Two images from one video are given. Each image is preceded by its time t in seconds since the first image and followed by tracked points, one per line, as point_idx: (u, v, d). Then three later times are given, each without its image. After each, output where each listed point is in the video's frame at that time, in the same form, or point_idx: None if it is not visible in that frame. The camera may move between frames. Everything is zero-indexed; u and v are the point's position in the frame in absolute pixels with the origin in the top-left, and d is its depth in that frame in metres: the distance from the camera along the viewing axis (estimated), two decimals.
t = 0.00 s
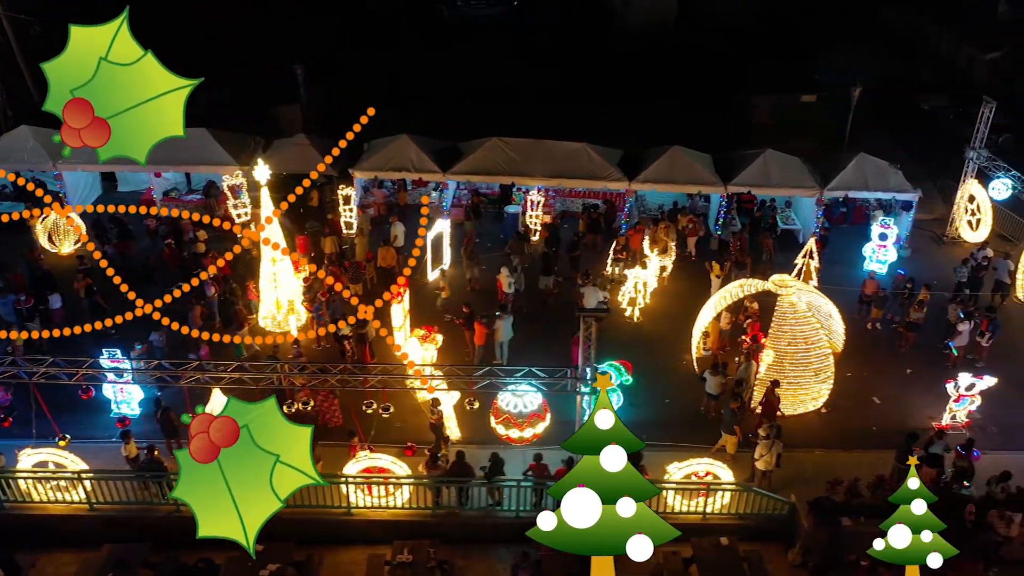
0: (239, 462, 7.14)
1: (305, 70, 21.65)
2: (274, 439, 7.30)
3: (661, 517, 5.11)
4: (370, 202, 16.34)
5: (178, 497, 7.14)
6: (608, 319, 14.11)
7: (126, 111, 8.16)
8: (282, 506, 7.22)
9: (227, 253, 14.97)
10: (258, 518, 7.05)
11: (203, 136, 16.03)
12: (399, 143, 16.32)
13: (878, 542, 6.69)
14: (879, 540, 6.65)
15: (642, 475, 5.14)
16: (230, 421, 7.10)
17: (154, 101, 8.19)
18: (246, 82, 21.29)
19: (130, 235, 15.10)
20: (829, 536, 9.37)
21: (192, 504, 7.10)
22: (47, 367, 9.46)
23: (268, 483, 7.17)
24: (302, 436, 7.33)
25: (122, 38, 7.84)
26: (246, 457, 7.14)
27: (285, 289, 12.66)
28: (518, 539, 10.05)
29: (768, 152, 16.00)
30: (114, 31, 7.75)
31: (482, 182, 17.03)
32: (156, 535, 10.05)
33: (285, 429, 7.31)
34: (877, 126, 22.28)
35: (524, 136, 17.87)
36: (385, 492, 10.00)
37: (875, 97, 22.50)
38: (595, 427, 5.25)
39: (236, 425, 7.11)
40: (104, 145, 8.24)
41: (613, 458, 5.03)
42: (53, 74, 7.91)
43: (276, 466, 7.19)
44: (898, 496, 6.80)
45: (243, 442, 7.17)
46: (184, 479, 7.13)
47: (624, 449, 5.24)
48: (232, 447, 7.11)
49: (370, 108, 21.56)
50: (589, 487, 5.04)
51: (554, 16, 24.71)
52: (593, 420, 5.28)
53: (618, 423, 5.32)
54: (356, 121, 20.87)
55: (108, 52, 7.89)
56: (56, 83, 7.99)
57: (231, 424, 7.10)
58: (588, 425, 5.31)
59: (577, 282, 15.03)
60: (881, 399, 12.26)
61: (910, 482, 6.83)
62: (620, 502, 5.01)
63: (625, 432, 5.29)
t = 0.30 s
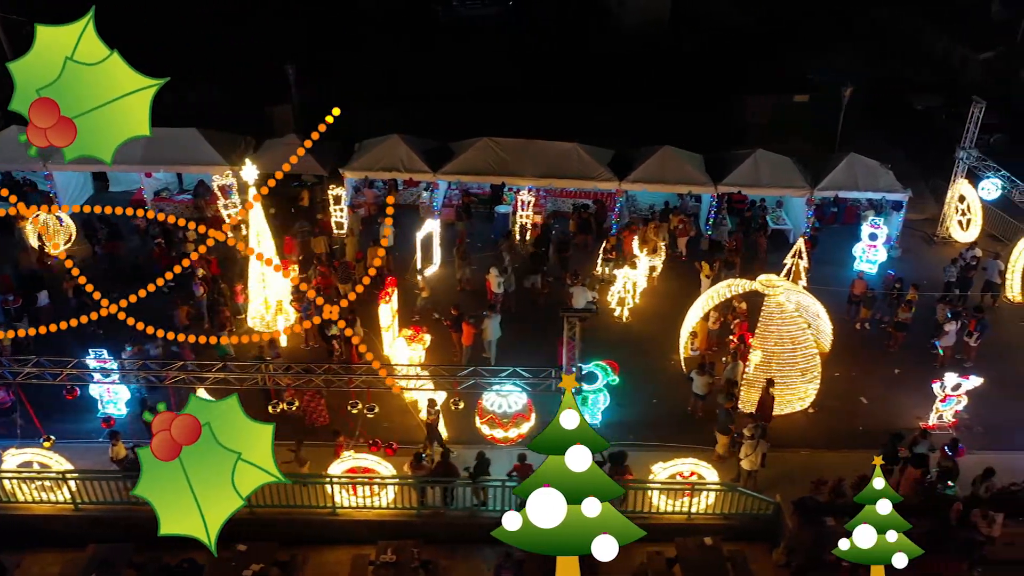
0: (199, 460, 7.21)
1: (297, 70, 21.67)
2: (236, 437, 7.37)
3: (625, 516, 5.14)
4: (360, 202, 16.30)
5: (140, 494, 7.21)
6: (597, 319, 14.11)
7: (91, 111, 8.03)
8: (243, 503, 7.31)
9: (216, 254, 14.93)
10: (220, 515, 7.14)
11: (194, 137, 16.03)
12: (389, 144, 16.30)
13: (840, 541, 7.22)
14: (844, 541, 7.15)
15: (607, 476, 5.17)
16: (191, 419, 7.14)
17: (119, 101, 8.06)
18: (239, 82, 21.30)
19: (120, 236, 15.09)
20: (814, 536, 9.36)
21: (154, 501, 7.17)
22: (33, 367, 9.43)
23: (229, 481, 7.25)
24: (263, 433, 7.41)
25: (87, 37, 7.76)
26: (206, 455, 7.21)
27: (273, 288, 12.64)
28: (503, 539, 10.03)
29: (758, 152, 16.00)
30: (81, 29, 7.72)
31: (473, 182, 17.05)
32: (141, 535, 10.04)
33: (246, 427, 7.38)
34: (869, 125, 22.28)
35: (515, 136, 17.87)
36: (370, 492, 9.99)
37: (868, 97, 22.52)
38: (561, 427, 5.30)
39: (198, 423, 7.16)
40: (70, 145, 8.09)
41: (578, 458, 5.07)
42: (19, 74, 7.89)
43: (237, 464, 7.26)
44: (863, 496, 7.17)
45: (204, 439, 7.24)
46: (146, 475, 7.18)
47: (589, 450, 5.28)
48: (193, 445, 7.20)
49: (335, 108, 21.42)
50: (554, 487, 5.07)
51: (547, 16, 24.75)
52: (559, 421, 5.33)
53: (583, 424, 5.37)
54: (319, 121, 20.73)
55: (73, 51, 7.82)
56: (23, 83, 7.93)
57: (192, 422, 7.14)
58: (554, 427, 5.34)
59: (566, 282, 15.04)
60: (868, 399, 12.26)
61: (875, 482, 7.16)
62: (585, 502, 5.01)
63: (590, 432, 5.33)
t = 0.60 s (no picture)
0: (159, 460, 7.20)
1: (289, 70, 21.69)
2: (194, 438, 7.38)
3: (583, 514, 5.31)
4: (350, 202, 16.31)
5: (98, 493, 7.16)
6: (585, 319, 14.11)
7: (48, 111, 7.21)
8: (202, 503, 7.36)
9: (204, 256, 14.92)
10: (181, 514, 7.18)
11: (184, 137, 16.04)
12: (378, 144, 16.30)
13: (801, 543, 7.12)
14: (802, 541, 7.10)
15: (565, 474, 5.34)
16: (152, 418, 7.12)
17: (79, 102, 7.28)
18: (231, 82, 21.33)
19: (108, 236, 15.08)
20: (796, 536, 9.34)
21: (112, 500, 7.13)
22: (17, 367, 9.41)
23: (188, 481, 7.27)
24: (221, 433, 7.43)
25: (49, 35, 6.96)
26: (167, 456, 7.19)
27: (259, 289, 12.65)
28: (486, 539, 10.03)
29: (748, 152, 15.99)
30: (43, 25, 6.90)
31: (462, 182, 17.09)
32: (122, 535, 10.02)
33: (205, 427, 7.40)
34: (862, 124, 22.30)
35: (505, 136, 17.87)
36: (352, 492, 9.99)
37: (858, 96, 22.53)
38: (520, 427, 5.43)
39: (158, 422, 7.14)
40: (28, 146, 7.25)
41: (537, 458, 5.24)
42: None
43: (196, 464, 7.27)
44: (823, 496, 7.26)
45: (164, 439, 7.23)
46: (105, 475, 7.12)
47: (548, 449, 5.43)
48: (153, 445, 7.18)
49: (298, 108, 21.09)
50: (515, 488, 5.23)
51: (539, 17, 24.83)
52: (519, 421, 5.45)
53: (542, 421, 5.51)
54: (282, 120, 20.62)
55: (34, 50, 7.01)
56: None
57: (153, 421, 7.12)
58: (512, 426, 5.46)
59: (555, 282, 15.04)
60: (854, 399, 12.26)
61: (835, 482, 7.26)
62: (545, 502, 5.19)
63: (549, 432, 5.47)
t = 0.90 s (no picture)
0: (126, 458, 6.82)
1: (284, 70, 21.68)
2: (163, 435, 7.00)
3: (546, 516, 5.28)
4: (342, 201, 16.29)
5: (65, 492, 6.86)
6: (576, 319, 14.11)
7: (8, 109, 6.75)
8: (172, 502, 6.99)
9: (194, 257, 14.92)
10: (148, 513, 6.84)
11: (176, 138, 16.07)
12: (371, 144, 16.29)
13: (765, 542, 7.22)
14: (766, 541, 7.15)
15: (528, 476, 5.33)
16: (119, 416, 6.75)
17: (42, 100, 6.84)
18: (225, 83, 21.33)
19: (100, 236, 15.09)
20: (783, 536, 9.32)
21: (81, 501, 6.81)
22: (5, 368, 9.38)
23: (157, 480, 6.88)
24: (190, 432, 7.08)
25: (11, 32, 6.67)
26: (133, 455, 6.82)
27: (249, 289, 12.68)
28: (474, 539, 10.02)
29: (740, 152, 15.99)
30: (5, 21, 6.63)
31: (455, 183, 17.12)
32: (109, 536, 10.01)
33: (174, 425, 7.06)
34: (857, 124, 22.31)
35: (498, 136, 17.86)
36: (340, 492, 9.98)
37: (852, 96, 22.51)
38: (483, 427, 5.51)
39: (125, 421, 6.79)
40: None
41: (500, 458, 5.26)
42: None
43: (163, 463, 6.89)
44: (787, 496, 7.31)
45: (132, 438, 6.86)
46: (72, 474, 6.82)
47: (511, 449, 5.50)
48: (121, 444, 6.80)
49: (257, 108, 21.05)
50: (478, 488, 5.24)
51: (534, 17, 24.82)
52: (481, 422, 5.54)
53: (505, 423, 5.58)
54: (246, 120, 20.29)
55: None
56: None
57: (119, 420, 6.76)
58: (475, 427, 5.54)
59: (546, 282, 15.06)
60: (844, 399, 12.25)
61: (797, 482, 7.32)
62: (507, 502, 5.17)
63: (511, 432, 5.54)
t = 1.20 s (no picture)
0: (81, 459, 6.39)
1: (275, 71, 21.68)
2: (116, 433, 6.58)
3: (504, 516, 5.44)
4: (332, 201, 16.27)
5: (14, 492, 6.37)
6: (564, 319, 14.10)
7: None
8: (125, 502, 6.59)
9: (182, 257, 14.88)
10: (102, 513, 6.44)
11: (166, 138, 16.08)
12: (360, 144, 16.28)
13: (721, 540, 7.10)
14: (722, 541, 7.07)
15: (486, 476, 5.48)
16: (73, 417, 6.32)
17: None
18: (217, 83, 21.34)
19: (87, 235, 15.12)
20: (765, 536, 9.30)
21: (32, 502, 6.34)
22: None
23: (111, 480, 6.49)
24: (146, 430, 6.69)
25: None
26: (87, 455, 6.40)
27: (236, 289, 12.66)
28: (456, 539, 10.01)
29: (729, 152, 15.98)
30: None
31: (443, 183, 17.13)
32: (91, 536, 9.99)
33: (129, 424, 6.64)
34: (849, 125, 22.32)
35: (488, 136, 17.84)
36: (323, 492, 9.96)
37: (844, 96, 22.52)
38: (439, 428, 5.63)
39: (78, 422, 6.34)
40: None
41: (457, 458, 5.40)
42: None
43: (118, 463, 6.50)
44: (743, 496, 7.21)
45: (86, 439, 6.42)
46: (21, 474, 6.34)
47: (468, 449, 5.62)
48: (74, 444, 6.36)
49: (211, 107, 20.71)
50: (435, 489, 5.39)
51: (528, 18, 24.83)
52: (438, 422, 5.65)
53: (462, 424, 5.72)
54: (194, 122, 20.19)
55: None
56: None
57: (73, 420, 6.31)
58: (432, 428, 5.64)
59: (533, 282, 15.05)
60: (830, 399, 12.25)
61: (754, 482, 7.22)
62: (464, 502, 5.34)
63: (468, 433, 5.67)
